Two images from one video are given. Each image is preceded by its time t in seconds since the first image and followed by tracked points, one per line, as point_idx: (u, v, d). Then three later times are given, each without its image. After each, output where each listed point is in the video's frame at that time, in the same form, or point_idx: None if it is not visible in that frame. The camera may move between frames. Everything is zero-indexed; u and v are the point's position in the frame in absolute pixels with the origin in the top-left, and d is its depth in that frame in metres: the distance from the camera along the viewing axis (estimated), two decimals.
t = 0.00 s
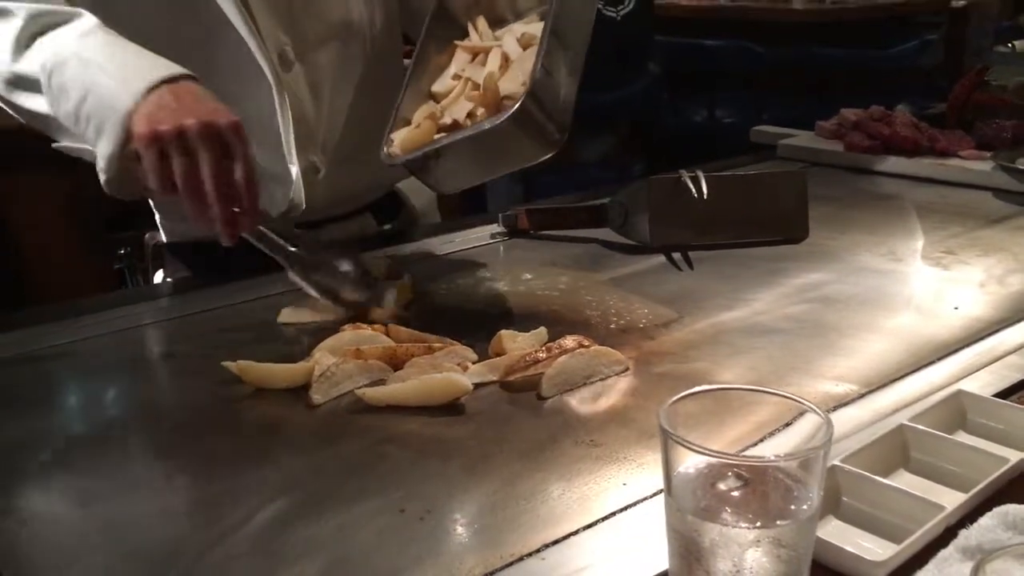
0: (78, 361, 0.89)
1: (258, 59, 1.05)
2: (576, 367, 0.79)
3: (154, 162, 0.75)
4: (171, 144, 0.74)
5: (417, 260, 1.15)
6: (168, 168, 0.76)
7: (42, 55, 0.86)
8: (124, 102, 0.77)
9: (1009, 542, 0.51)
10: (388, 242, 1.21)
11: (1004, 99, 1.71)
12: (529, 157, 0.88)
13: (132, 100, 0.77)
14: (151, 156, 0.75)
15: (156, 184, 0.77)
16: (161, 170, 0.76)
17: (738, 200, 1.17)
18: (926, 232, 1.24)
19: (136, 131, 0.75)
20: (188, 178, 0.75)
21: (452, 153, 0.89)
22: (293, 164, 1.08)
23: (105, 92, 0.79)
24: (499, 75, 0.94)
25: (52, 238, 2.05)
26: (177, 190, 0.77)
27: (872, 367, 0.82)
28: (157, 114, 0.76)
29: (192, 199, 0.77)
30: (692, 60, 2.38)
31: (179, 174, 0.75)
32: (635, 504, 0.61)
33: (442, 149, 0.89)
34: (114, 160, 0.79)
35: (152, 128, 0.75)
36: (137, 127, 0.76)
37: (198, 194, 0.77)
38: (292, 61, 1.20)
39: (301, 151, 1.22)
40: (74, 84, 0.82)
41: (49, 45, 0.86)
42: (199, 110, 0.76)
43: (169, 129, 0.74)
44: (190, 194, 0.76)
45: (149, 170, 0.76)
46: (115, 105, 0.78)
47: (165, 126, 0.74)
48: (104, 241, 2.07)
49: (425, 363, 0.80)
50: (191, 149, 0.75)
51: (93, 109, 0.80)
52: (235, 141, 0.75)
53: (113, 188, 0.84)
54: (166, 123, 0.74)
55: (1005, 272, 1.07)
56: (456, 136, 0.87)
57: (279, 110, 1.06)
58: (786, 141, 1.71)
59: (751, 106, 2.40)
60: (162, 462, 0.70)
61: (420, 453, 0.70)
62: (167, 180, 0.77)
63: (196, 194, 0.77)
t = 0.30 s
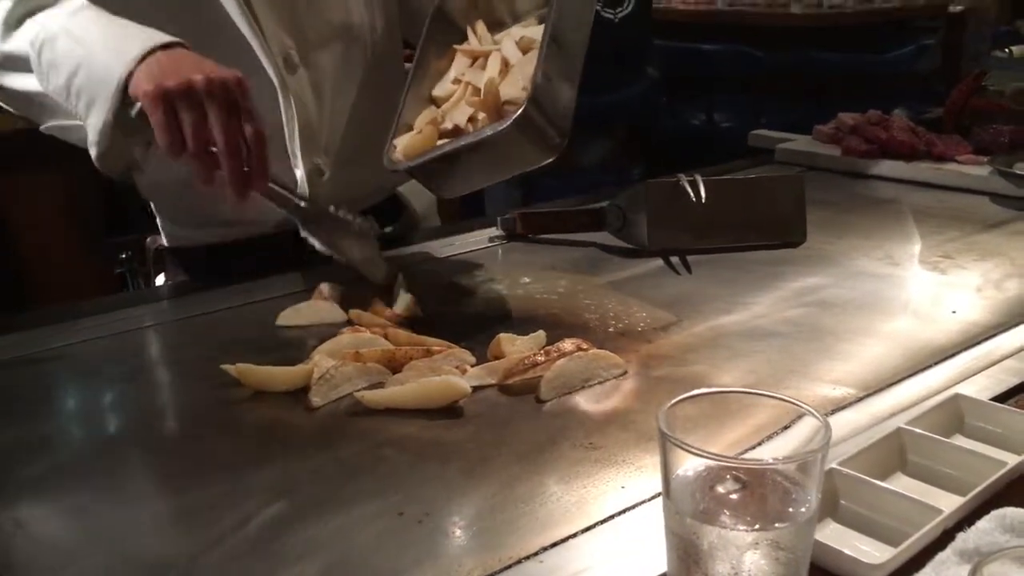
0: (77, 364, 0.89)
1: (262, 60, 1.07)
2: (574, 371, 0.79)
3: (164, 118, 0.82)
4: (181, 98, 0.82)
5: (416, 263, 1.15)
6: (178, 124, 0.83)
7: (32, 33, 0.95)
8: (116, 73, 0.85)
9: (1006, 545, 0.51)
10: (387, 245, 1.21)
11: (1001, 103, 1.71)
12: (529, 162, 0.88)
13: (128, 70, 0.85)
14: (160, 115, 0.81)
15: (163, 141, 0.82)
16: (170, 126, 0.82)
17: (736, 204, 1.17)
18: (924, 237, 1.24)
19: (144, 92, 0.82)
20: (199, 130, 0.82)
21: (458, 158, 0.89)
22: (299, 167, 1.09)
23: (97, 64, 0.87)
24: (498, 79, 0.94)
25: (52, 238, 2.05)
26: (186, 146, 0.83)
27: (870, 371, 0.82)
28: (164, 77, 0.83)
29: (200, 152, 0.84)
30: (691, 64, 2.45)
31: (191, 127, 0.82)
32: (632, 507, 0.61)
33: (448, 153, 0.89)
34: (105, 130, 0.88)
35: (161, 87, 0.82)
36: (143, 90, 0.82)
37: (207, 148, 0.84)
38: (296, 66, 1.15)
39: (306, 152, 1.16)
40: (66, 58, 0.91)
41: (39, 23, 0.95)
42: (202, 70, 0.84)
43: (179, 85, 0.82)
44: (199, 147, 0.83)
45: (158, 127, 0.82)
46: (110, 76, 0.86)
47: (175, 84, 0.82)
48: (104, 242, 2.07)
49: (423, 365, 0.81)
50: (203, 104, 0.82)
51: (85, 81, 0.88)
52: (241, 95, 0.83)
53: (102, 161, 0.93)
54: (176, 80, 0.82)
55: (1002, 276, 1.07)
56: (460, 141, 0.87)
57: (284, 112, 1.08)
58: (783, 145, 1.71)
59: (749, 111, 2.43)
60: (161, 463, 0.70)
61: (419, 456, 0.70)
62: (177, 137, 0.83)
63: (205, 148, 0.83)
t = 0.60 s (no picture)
0: (74, 367, 0.88)
1: (258, 78, 1.08)
2: (572, 375, 0.79)
3: (142, 166, 0.82)
4: (157, 148, 0.82)
5: (414, 267, 1.16)
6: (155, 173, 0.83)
7: (19, 71, 0.95)
8: (102, 125, 0.86)
9: (1003, 550, 0.51)
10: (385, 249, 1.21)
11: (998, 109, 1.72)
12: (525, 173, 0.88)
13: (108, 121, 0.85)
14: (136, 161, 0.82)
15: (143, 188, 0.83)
16: (149, 175, 0.82)
17: (734, 209, 1.17)
18: (921, 242, 1.25)
19: (120, 141, 0.82)
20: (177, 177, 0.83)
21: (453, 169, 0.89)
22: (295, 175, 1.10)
23: (85, 114, 0.87)
24: (495, 89, 0.94)
25: (51, 239, 2.04)
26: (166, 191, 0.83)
27: (867, 375, 0.82)
28: (138, 126, 0.83)
29: (181, 198, 0.84)
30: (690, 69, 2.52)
31: (169, 174, 0.82)
32: (629, 512, 0.62)
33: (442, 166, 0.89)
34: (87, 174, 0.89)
35: (137, 136, 0.82)
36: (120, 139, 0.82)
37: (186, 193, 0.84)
38: (290, 73, 1.19)
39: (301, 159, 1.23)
40: (52, 103, 0.91)
41: (27, 63, 0.95)
42: (178, 117, 0.84)
43: (154, 135, 0.81)
44: (180, 193, 0.83)
45: (136, 174, 0.82)
46: (97, 127, 0.86)
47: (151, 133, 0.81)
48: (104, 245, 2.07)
49: (421, 370, 0.81)
50: (177, 150, 0.82)
51: (72, 129, 0.89)
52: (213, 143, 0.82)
53: (82, 199, 0.94)
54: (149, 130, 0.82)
55: (999, 281, 1.07)
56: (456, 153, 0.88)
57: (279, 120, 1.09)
58: (782, 150, 1.71)
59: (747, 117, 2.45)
60: (158, 468, 0.70)
61: (417, 460, 0.70)
62: (155, 184, 0.83)
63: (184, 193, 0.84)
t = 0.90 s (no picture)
0: (73, 372, 0.89)
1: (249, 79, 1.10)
2: (572, 379, 0.79)
3: (191, 76, 0.81)
4: (203, 54, 0.81)
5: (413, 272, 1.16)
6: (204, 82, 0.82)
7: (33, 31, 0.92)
8: (131, 50, 0.84)
9: (1003, 555, 0.51)
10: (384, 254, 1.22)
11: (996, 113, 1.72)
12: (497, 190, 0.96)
13: (139, 43, 0.84)
14: (188, 76, 0.81)
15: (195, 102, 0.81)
16: (200, 85, 0.81)
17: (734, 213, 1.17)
18: (920, 246, 1.25)
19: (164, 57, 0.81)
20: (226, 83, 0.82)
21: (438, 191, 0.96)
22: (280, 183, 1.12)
23: (111, 46, 0.85)
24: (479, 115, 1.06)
25: (50, 239, 2.05)
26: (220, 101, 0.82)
27: (865, 379, 0.83)
28: (175, 40, 0.82)
29: (234, 104, 0.82)
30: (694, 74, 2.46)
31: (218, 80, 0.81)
32: (629, 516, 0.62)
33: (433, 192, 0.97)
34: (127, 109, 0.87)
35: (177, 49, 0.81)
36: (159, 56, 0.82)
37: (237, 97, 0.82)
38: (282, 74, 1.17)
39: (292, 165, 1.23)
40: (72, 46, 0.89)
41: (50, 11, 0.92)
42: (209, 24, 0.83)
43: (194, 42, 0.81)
44: (232, 100, 0.82)
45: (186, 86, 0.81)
46: (122, 56, 0.85)
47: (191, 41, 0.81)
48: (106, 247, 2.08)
49: (421, 374, 0.81)
50: (219, 52, 0.81)
51: (96, 66, 0.86)
52: (252, 43, 0.83)
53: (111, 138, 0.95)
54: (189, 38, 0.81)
55: (998, 285, 1.08)
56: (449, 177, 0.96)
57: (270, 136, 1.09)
58: (781, 155, 1.72)
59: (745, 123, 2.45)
60: (157, 472, 0.70)
61: (417, 465, 0.70)
62: (206, 93, 0.81)
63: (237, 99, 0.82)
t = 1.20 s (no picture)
0: (76, 375, 0.89)
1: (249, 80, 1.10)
2: (575, 382, 0.80)
3: (191, 81, 0.84)
4: (206, 60, 0.84)
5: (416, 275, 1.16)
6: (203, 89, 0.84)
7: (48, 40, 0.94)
8: (142, 54, 0.86)
9: (1004, 558, 0.51)
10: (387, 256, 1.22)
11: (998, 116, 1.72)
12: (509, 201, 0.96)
13: (149, 48, 0.87)
14: (187, 79, 0.83)
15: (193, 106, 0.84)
16: (199, 90, 0.84)
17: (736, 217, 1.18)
18: (922, 249, 1.25)
19: (168, 61, 0.84)
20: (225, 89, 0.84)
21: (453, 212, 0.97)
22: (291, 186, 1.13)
23: (122, 50, 0.88)
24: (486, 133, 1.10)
25: (51, 239, 2.05)
26: (217, 107, 0.84)
27: (867, 383, 0.83)
28: (180, 46, 0.85)
29: (231, 113, 0.85)
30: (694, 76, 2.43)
31: (218, 87, 0.84)
32: (632, 519, 0.62)
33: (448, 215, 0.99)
34: (138, 115, 0.87)
35: (181, 52, 0.84)
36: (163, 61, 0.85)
37: (236, 106, 0.85)
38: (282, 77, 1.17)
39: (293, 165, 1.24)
40: (85, 54, 0.91)
41: (55, 24, 0.95)
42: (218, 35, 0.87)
43: (199, 48, 0.84)
44: (230, 107, 0.85)
45: (186, 91, 0.83)
46: (132, 61, 0.87)
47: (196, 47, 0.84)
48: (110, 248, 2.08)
49: (424, 377, 0.81)
50: (223, 60, 0.85)
51: (107, 71, 0.88)
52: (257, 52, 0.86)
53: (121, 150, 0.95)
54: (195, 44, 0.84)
55: (1000, 289, 1.08)
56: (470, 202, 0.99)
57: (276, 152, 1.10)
58: (784, 158, 1.72)
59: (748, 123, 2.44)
60: (161, 475, 0.71)
61: (420, 467, 0.70)
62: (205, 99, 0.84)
63: (235, 108, 0.85)
